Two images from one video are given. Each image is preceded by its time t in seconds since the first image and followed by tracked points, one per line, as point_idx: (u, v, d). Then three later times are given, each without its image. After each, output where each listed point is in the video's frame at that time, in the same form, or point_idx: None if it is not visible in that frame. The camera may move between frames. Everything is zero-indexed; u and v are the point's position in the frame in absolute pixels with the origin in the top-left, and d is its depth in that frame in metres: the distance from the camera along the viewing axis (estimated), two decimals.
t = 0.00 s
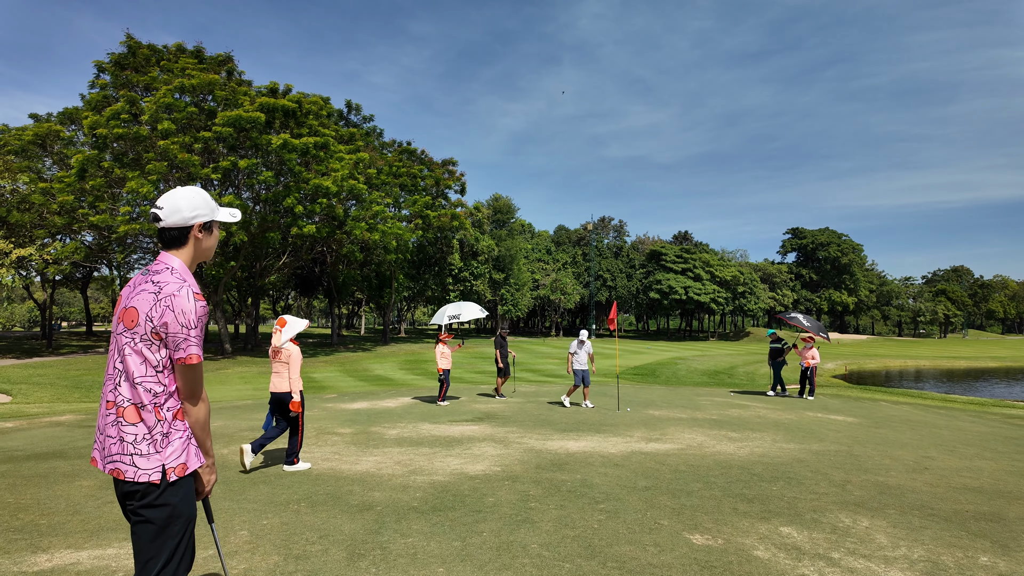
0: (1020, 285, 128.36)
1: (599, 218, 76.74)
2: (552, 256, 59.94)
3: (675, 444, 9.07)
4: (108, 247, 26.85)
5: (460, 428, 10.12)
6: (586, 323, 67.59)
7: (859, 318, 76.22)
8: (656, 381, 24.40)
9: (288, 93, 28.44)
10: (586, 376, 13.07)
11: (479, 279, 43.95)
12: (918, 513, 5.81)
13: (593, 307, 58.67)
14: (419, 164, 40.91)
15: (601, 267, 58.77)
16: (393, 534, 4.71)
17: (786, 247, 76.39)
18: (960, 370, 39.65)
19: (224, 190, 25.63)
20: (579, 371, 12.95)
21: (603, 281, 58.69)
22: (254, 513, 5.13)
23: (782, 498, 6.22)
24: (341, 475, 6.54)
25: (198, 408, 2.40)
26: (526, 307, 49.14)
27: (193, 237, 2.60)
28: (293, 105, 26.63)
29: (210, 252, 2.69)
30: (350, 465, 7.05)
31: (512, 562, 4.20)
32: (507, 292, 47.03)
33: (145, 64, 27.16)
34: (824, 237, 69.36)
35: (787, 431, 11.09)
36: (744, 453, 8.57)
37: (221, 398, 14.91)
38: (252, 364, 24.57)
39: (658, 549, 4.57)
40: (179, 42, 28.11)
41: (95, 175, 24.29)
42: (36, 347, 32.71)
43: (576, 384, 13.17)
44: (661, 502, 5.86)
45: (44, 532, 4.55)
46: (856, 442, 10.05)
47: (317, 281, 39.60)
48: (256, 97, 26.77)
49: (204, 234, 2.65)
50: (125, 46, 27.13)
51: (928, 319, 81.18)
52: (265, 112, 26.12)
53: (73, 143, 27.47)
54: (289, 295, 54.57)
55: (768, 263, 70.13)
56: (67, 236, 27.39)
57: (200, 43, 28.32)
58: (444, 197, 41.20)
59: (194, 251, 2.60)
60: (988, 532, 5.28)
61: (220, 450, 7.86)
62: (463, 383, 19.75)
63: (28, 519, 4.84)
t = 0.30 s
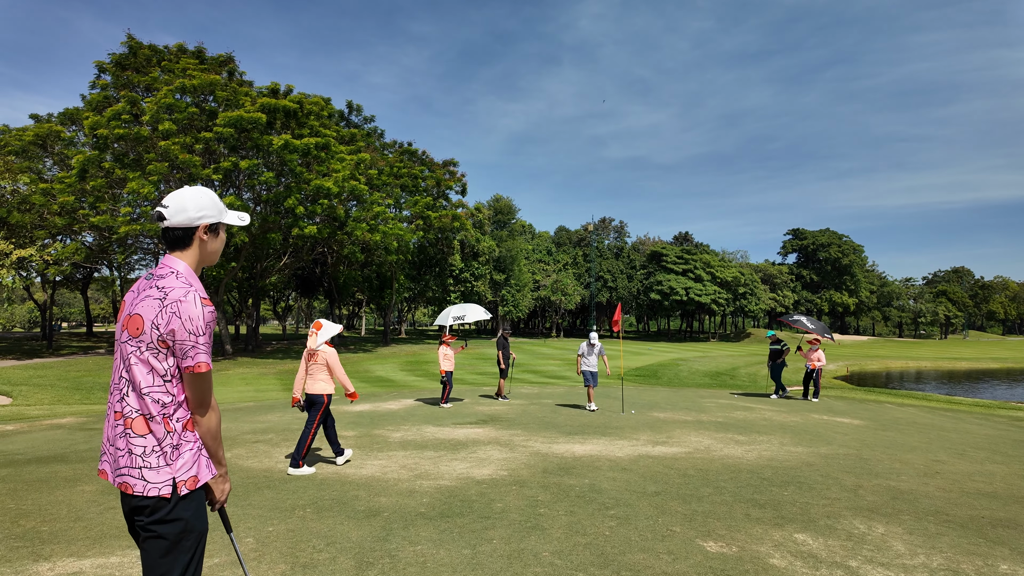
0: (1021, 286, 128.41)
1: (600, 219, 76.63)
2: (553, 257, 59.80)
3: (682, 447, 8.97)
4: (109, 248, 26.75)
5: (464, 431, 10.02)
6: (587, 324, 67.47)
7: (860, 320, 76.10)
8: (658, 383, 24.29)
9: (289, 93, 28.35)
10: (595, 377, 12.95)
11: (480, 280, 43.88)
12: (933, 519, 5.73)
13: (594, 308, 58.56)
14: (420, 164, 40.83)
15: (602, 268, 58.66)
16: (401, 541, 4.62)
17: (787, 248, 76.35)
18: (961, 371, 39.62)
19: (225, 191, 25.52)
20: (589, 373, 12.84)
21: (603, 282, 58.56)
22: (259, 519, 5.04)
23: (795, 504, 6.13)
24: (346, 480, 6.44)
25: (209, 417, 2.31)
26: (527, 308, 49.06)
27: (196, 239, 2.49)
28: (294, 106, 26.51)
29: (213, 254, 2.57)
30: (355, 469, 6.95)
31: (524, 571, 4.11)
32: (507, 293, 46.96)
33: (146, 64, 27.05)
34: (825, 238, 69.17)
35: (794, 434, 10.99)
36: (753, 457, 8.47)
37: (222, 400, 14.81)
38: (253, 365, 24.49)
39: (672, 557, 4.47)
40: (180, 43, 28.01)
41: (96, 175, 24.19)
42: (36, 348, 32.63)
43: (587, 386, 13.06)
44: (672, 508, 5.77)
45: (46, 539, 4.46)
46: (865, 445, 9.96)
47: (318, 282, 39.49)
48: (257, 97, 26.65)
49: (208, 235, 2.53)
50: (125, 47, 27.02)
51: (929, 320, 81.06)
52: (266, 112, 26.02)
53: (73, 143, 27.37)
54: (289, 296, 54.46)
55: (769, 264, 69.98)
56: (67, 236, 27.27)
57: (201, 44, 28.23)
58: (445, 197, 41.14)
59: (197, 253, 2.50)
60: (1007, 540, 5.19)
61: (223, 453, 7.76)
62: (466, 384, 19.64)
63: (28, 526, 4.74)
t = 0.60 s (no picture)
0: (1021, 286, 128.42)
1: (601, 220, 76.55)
2: (553, 258, 59.68)
3: (687, 450, 8.89)
4: (109, 249, 26.67)
5: (467, 433, 9.94)
6: (587, 324, 67.40)
7: (860, 321, 75.94)
8: (660, 384, 24.21)
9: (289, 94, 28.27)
10: (601, 379, 12.89)
11: (481, 281, 43.84)
12: (943, 523, 5.66)
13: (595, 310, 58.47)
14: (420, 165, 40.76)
15: (602, 269, 58.56)
16: (406, 547, 4.54)
17: (787, 249, 76.30)
18: (961, 372, 39.59)
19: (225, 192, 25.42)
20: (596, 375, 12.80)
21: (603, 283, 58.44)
22: (261, 524, 4.96)
23: (804, 508, 6.07)
24: (349, 484, 6.36)
25: (211, 423, 2.23)
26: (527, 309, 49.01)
27: (185, 239, 2.38)
28: (295, 106, 26.43)
29: (208, 252, 2.44)
30: (357, 472, 6.86)
31: None
32: (508, 293, 46.95)
33: (146, 65, 26.97)
34: (825, 239, 69.03)
35: (799, 436, 10.91)
36: (758, 460, 8.40)
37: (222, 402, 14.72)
38: (253, 367, 24.43)
39: (682, 564, 4.40)
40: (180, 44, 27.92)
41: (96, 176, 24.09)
42: (36, 349, 32.57)
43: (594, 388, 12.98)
44: (679, 513, 5.69)
45: (44, 545, 4.38)
46: (870, 447, 9.89)
47: (318, 283, 39.39)
48: (258, 98, 26.57)
49: (195, 233, 2.39)
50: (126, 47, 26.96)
51: (929, 321, 80.98)
52: (267, 113, 25.97)
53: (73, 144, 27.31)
54: (289, 297, 54.37)
55: (769, 265, 69.83)
56: (67, 237, 27.17)
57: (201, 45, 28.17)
58: (445, 198, 41.10)
59: (194, 254, 2.40)
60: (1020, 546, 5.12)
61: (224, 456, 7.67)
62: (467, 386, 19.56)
63: (27, 532, 4.66)
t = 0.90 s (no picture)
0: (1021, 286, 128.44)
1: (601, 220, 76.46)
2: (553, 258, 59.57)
3: (690, 451, 8.81)
4: (108, 250, 26.61)
5: (467, 434, 9.85)
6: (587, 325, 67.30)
7: (860, 321, 75.82)
8: (660, 384, 24.09)
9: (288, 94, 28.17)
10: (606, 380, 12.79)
11: (481, 282, 43.80)
12: (950, 527, 5.60)
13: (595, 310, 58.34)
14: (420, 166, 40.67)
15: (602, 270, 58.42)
16: (405, 552, 4.46)
17: (787, 249, 76.22)
18: (962, 372, 39.49)
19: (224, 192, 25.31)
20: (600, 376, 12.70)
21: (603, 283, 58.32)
22: (259, 529, 4.89)
23: (809, 512, 6.00)
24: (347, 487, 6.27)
25: (198, 428, 2.14)
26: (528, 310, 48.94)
27: (171, 236, 2.29)
28: (294, 106, 26.37)
29: (195, 251, 2.33)
30: (356, 475, 6.78)
31: None
32: (507, 294, 46.95)
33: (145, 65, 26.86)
34: (826, 239, 68.93)
35: (802, 437, 10.82)
36: (761, 462, 8.32)
37: (221, 403, 14.62)
38: (253, 367, 24.34)
39: (687, 569, 4.33)
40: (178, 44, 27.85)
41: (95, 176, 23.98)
42: (35, 349, 32.50)
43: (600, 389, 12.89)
44: (683, 516, 5.63)
45: (37, 551, 4.29)
46: (873, 449, 9.82)
47: (317, 284, 39.31)
48: (257, 99, 26.47)
49: (181, 231, 2.30)
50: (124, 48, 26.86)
51: (929, 321, 80.92)
52: (266, 113, 25.90)
53: (72, 145, 27.23)
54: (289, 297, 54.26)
55: (770, 265, 69.70)
56: (66, 238, 27.08)
57: (200, 45, 28.09)
58: (445, 198, 41.01)
59: (183, 253, 2.31)
60: None
61: (222, 459, 7.60)
62: (466, 387, 19.47)
63: (20, 536, 4.58)
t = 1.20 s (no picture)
0: (1021, 287, 128.45)
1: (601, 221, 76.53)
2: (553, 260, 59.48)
3: (691, 454, 8.75)
4: (108, 251, 26.55)
5: (466, 437, 9.79)
6: (588, 326, 67.19)
7: (860, 322, 75.78)
8: (660, 386, 24.01)
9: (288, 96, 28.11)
10: (610, 383, 12.71)
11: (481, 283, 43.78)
12: (955, 531, 5.55)
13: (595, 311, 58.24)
14: (420, 167, 40.62)
15: (602, 271, 58.26)
16: (404, 559, 4.40)
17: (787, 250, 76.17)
18: (963, 373, 39.42)
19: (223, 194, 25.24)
20: (604, 379, 12.62)
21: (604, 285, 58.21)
22: (256, 534, 4.83)
23: (812, 517, 5.95)
24: (346, 491, 6.20)
25: (187, 435, 2.03)
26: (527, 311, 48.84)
27: (156, 238, 2.19)
28: (294, 107, 26.36)
29: (178, 252, 2.20)
30: (355, 479, 6.72)
31: None
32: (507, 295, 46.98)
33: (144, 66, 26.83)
34: (826, 240, 68.89)
35: (804, 440, 10.75)
36: (763, 465, 8.26)
37: (219, 405, 14.54)
38: (253, 369, 24.25)
39: None
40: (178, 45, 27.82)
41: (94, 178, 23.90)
42: (35, 351, 32.42)
43: (604, 392, 12.80)
44: (685, 521, 5.57)
45: (31, 556, 4.24)
46: (875, 451, 9.76)
47: (317, 285, 39.26)
48: (257, 100, 26.43)
49: (163, 233, 2.19)
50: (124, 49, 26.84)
51: (930, 323, 80.89)
52: (265, 114, 25.89)
53: (72, 146, 27.21)
54: (288, 299, 54.17)
55: (770, 266, 69.63)
56: (65, 239, 27.05)
57: (200, 46, 28.05)
58: (445, 200, 40.95)
59: (166, 255, 2.19)
60: None
61: (219, 462, 7.52)
62: (466, 388, 19.37)
63: (14, 542, 4.52)
